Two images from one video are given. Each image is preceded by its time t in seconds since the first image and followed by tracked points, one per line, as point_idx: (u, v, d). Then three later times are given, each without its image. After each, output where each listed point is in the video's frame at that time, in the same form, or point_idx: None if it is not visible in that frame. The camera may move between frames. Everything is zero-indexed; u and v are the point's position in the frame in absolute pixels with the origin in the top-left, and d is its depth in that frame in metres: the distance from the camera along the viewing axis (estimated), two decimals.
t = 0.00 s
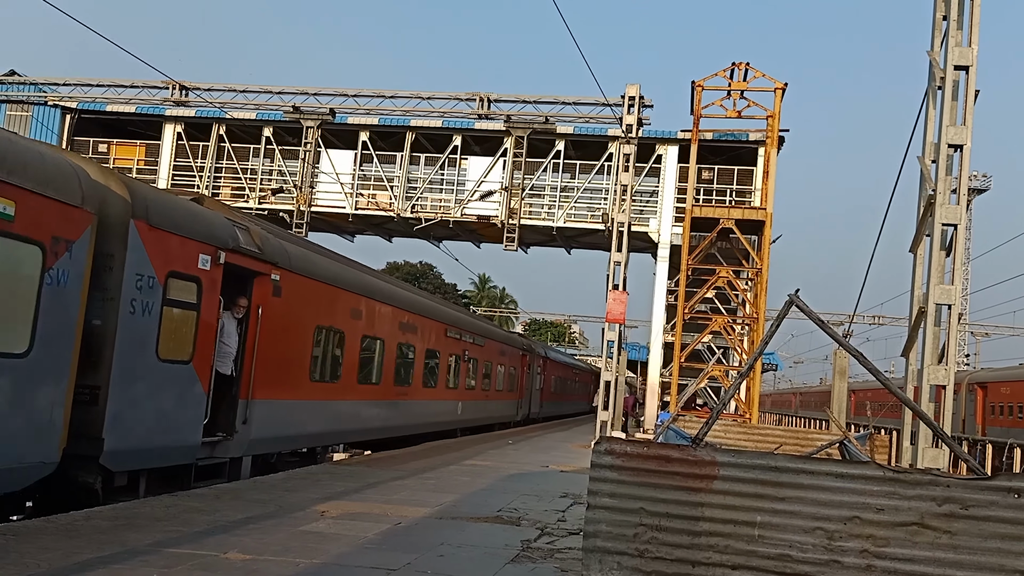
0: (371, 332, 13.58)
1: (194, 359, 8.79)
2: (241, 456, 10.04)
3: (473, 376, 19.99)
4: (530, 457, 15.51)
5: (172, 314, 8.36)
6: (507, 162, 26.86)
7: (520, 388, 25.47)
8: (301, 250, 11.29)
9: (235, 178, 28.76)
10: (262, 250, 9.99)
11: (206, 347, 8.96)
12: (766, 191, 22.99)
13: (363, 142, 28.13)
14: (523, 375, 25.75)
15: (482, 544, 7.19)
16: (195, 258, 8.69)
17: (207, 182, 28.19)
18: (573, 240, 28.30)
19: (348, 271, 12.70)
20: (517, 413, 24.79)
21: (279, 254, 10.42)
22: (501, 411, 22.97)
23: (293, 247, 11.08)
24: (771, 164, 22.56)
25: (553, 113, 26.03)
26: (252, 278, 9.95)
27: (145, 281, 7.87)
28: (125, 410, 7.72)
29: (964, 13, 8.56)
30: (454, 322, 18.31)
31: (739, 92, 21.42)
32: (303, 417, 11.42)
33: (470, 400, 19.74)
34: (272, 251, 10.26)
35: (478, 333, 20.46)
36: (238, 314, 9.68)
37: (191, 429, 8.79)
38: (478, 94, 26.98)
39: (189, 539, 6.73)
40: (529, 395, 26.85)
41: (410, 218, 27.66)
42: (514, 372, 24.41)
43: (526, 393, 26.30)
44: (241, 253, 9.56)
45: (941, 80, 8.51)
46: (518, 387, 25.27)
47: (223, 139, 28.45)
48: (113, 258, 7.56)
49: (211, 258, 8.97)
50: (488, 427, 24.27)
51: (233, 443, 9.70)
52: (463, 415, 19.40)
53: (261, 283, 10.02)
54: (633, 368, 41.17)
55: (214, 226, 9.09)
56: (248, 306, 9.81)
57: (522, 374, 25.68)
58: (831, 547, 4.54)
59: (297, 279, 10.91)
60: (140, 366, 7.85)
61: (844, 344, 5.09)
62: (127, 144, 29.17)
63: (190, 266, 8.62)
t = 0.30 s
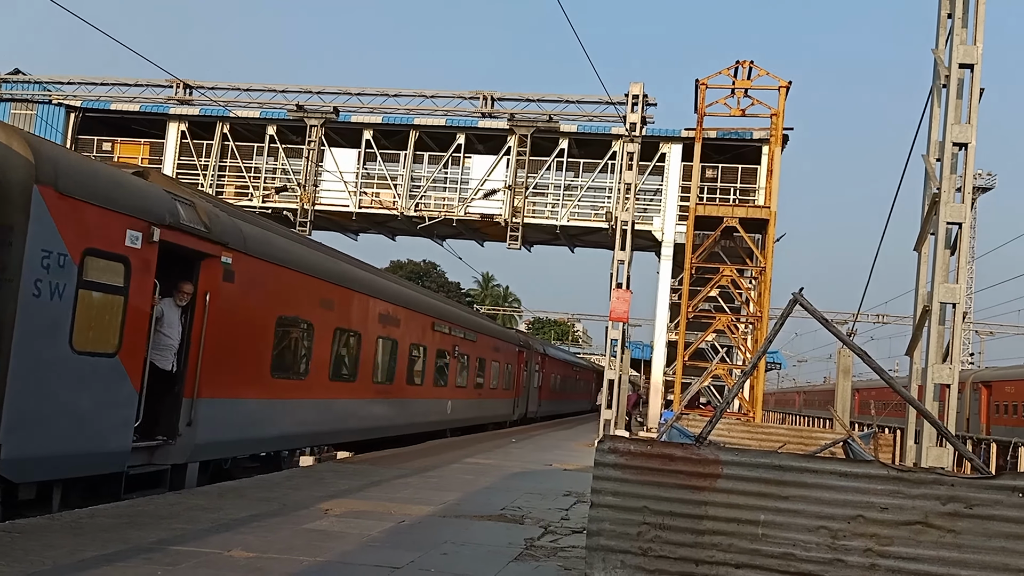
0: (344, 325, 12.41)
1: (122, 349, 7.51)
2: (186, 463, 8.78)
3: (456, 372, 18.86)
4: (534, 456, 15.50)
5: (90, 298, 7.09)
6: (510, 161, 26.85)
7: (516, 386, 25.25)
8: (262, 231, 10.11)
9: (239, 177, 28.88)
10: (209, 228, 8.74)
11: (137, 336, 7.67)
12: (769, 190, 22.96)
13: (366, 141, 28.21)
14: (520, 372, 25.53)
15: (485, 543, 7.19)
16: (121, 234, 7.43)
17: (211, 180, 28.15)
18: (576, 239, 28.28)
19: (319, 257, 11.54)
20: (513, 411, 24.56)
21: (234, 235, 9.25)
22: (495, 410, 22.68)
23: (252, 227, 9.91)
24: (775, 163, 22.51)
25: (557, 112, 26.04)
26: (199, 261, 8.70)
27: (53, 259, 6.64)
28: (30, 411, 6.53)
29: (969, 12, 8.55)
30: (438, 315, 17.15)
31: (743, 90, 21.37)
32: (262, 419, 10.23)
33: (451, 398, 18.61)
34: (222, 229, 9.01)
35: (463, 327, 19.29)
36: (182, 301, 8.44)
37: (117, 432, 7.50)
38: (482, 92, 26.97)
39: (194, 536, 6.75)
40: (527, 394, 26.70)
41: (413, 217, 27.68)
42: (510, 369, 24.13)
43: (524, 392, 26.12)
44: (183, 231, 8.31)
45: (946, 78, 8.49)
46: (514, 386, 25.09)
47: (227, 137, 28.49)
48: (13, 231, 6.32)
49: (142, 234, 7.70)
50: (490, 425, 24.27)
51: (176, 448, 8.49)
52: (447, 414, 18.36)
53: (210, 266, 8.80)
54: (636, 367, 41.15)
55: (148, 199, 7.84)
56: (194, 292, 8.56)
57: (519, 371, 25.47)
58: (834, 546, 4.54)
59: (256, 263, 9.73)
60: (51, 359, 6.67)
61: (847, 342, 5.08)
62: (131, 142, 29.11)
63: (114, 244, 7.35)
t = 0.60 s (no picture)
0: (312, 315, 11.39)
1: (22, 338, 6.47)
2: (112, 471, 7.74)
3: (441, 369, 17.82)
4: (538, 453, 15.51)
5: None
6: (515, 158, 26.83)
7: (512, 384, 24.80)
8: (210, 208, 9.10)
9: (243, 174, 28.86)
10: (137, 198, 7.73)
11: (42, 320, 6.65)
12: (773, 187, 22.92)
13: (370, 138, 28.05)
14: (517, 369, 25.09)
15: (489, 540, 7.20)
16: (19, 201, 6.46)
17: (215, 178, 28.22)
18: (580, 236, 28.26)
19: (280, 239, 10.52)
20: (510, 409, 24.15)
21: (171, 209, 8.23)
22: (487, 409, 22.07)
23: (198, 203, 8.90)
24: (779, 160, 22.46)
25: (561, 109, 26.02)
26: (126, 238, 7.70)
27: None
28: None
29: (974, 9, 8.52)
30: (421, 308, 16.12)
31: (747, 88, 21.33)
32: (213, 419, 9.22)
33: (436, 396, 17.56)
34: (155, 200, 8.00)
35: (449, 321, 18.25)
36: (106, 283, 7.47)
37: (19, 436, 6.48)
38: (485, 89, 26.95)
39: (199, 533, 6.77)
40: (526, 391, 26.30)
41: (417, 214, 27.70)
42: (505, 365, 23.61)
43: (521, 390, 25.64)
44: (100, 201, 7.30)
45: (951, 75, 8.46)
46: (511, 383, 24.63)
47: (231, 135, 28.51)
48: None
49: (48, 201, 6.72)
50: (492, 422, 24.07)
51: (99, 454, 7.47)
52: (433, 413, 17.41)
53: (140, 244, 7.80)
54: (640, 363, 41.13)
55: (55, 161, 6.85)
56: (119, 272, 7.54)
57: (516, 368, 25.03)
58: (838, 544, 4.53)
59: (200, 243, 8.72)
60: None
61: (851, 339, 5.07)
62: (135, 139, 29.25)
63: (8, 212, 6.35)
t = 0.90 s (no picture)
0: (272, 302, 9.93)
1: None
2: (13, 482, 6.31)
3: (430, 365, 16.37)
4: (540, 451, 15.51)
5: None
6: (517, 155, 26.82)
7: (509, 379, 23.86)
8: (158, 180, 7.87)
9: (246, 171, 28.94)
10: (38, 157, 6.29)
11: None
12: (777, 185, 22.87)
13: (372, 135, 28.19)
14: (513, 363, 24.11)
15: (491, 537, 7.20)
16: None
17: (218, 175, 28.25)
18: (582, 234, 28.25)
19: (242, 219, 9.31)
20: (505, 405, 23.18)
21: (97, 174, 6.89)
22: (480, 406, 20.97)
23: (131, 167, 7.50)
24: (782, 157, 22.39)
25: (563, 106, 26.00)
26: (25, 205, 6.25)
27: None
28: None
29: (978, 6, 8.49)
30: (403, 298, 14.67)
31: (750, 85, 21.28)
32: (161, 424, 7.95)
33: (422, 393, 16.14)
34: (64, 161, 6.56)
35: (438, 312, 16.80)
36: None
37: None
38: (488, 87, 26.92)
39: (203, 530, 6.79)
40: (523, 388, 25.48)
41: (419, 212, 27.65)
42: (501, 361, 22.60)
43: (517, 385, 24.74)
44: None
45: (955, 73, 8.45)
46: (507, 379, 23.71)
47: (234, 132, 28.54)
48: None
49: None
50: (491, 421, 23.42)
51: None
52: (421, 412, 16.06)
53: (45, 212, 6.37)
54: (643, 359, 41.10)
55: None
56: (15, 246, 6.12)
57: (512, 362, 24.06)
58: (841, 542, 4.54)
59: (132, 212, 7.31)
60: None
61: (853, 336, 5.06)
62: (138, 137, 29.30)
63: None
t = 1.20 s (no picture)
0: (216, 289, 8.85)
1: None
2: None
3: (408, 361, 15.22)
4: (540, 449, 15.53)
5: None
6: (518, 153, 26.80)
7: (501, 377, 22.99)
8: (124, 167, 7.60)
9: (246, 169, 28.95)
10: None
11: None
12: (777, 183, 22.85)
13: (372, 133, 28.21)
14: (505, 360, 23.26)
15: (491, 536, 7.20)
16: None
17: (218, 173, 28.25)
18: (583, 232, 28.24)
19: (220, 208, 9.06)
20: (495, 404, 22.32)
21: (44, 158, 6.48)
22: (468, 406, 19.93)
23: (79, 151, 7.02)
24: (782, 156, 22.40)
25: (564, 104, 25.98)
26: None
27: None
28: None
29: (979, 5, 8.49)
30: (376, 288, 13.56)
31: (751, 84, 21.28)
32: (152, 418, 7.93)
33: (401, 392, 15.03)
34: None
35: (417, 305, 15.69)
36: None
37: None
38: (489, 85, 26.92)
39: (203, 528, 6.79)
40: (515, 386, 24.73)
41: (419, 210, 27.62)
42: (491, 357, 21.65)
43: (508, 384, 23.91)
44: None
45: (955, 72, 8.44)
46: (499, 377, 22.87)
47: (234, 130, 28.53)
48: None
49: None
50: (482, 420, 22.63)
51: None
52: (399, 412, 14.96)
53: None
54: (642, 358, 41.05)
55: None
56: None
57: (504, 359, 23.21)
58: (841, 540, 4.54)
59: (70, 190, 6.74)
60: None
61: (853, 335, 5.06)
62: (138, 135, 29.30)
63: None
